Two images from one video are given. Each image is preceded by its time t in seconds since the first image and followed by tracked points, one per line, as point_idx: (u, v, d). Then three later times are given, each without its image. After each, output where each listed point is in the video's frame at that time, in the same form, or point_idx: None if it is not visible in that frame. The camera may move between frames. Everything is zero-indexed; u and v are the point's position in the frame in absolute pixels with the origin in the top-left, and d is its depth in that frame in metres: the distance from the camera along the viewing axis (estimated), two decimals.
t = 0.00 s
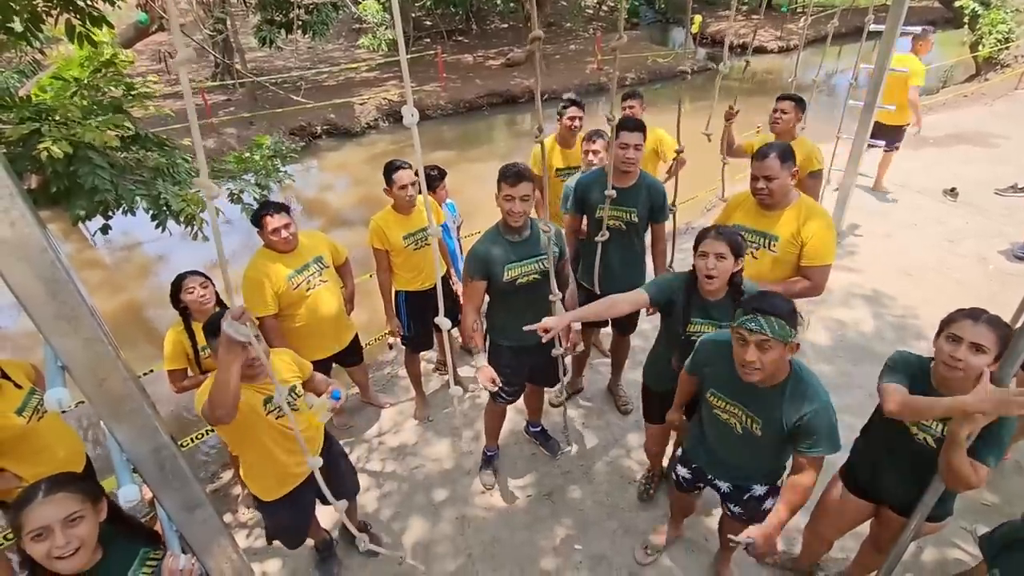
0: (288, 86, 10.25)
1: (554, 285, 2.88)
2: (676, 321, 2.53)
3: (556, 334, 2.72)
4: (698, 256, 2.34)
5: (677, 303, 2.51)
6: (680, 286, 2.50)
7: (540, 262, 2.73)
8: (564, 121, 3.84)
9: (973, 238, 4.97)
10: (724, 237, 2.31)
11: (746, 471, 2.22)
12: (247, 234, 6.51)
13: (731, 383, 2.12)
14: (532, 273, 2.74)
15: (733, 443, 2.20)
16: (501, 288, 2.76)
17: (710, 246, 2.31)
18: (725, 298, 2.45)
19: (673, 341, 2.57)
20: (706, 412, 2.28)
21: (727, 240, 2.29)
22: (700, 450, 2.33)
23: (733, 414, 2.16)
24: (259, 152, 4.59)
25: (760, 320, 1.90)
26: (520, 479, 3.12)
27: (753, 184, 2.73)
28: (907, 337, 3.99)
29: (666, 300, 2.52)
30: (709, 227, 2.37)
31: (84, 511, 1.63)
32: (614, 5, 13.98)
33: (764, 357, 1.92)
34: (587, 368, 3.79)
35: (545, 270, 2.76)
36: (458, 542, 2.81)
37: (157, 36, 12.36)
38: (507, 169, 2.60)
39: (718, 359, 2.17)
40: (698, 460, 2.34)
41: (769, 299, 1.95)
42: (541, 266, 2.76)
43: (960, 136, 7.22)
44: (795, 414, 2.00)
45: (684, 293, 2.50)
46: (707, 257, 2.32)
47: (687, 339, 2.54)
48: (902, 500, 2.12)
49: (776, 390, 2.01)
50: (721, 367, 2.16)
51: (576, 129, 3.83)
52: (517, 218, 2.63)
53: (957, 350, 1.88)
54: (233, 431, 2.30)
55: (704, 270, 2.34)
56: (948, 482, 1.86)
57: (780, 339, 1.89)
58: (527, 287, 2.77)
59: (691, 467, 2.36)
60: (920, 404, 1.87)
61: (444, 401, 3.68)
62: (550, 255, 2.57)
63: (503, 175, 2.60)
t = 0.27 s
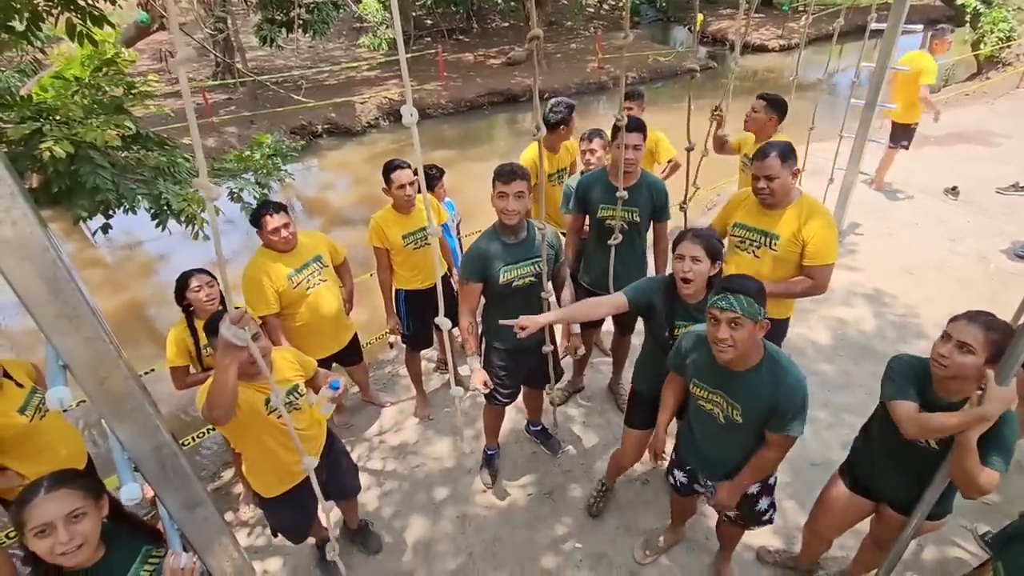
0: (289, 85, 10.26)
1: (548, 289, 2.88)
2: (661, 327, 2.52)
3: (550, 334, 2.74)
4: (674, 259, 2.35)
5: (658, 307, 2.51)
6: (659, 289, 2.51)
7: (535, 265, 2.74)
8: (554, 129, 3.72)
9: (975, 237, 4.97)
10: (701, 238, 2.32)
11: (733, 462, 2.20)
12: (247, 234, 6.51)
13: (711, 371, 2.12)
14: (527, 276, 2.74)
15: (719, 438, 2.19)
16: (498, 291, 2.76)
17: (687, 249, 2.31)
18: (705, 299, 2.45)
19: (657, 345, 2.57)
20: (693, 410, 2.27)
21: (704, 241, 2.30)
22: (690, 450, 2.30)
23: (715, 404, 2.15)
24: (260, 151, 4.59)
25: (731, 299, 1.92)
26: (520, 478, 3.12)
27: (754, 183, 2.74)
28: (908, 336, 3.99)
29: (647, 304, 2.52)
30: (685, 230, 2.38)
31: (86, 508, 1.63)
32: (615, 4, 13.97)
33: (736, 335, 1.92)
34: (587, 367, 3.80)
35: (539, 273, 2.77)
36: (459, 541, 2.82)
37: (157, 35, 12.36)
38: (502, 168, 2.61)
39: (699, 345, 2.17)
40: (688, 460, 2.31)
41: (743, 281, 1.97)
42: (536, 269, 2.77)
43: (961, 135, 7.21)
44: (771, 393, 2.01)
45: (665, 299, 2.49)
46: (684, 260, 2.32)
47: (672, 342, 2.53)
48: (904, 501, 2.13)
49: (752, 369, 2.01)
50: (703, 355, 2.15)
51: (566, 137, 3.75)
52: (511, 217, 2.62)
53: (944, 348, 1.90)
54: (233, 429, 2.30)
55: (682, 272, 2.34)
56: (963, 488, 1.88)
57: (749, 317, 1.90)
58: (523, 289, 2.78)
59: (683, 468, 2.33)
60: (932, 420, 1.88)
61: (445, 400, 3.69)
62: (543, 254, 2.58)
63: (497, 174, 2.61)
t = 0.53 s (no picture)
0: (290, 84, 10.26)
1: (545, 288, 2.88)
2: (626, 327, 2.45)
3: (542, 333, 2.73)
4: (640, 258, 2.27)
5: (621, 307, 2.43)
6: (624, 288, 2.42)
7: (532, 266, 2.74)
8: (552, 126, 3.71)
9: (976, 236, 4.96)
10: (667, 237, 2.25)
11: (735, 465, 2.18)
12: (248, 233, 6.51)
13: (712, 371, 2.10)
14: (525, 277, 2.75)
15: (720, 439, 2.16)
16: (496, 293, 2.76)
17: (653, 246, 2.24)
18: (671, 300, 2.40)
19: (622, 346, 2.51)
20: (690, 412, 2.24)
21: (669, 240, 2.23)
22: (688, 453, 2.28)
23: (715, 404, 2.13)
24: (261, 150, 4.59)
25: (738, 304, 1.90)
26: (520, 477, 3.13)
27: (753, 181, 2.73)
28: (908, 336, 3.99)
29: (611, 306, 2.44)
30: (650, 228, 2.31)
31: (84, 505, 1.64)
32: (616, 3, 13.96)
33: (744, 337, 1.93)
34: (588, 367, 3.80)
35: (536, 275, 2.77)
36: (459, 540, 2.82)
37: (158, 35, 12.36)
38: (500, 168, 2.61)
39: (699, 345, 2.15)
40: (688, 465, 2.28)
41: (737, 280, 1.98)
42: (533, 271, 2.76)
43: (962, 134, 7.20)
44: (776, 390, 2.01)
45: (630, 299, 2.40)
46: (650, 258, 2.24)
47: (638, 344, 2.47)
48: (903, 498, 2.13)
49: (753, 366, 2.02)
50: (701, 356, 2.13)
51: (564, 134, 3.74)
52: (508, 216, 2.62)
53: (924, 342, 1.93)
54: (237, 427, 2.30)
55: (648, 271, 2.25)
56: (963, 482, 1.88)
57: (756, 317, 1.92)
58: (521, 291, 2.78)
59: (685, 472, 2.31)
60: (929, 415, 1.89)
61: (445, 399, 3.69)
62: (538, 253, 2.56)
63: (493, 174, 2.61)
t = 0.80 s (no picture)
0: (290, 83, 10.26)
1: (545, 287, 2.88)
2: (599, 330, 2.42)
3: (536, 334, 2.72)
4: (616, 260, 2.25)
5: (594, 310, 2.40)
6: (598, 291, 2.39)
7: (531, 265, 2.74)
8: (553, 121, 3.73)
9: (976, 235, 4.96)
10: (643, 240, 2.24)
11: (760, 487, 2.12)
12: (249, 232, 6.51)
13: (742, 391, 2.05)
14: (524, 277, 2.75)
15: (743, 461, 2.12)
16: (496, 294, 2.76)
17: (629, 250, 2.22)
18: (647, 303, 2.37)
19: (595, 350, 2.49)
20: (710, 433, 2.20)
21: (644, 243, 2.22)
22: (707, 472, 2.23)
23: (741, 423, 2.08)
24: (261, 149, 4.59)
25: (796, 330, 1.86)
26: (520, 476, 3.13)
27: (753, 179, 2.73)
28: (909, 335, 3.99)
29: (585, 309, 2.40)
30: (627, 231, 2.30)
31: (84, 503, 1.64)
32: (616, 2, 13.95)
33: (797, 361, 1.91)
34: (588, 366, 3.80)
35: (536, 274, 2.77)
36: (459, 539, 2.82)
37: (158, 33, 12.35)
38: (496, 168, 2.61)
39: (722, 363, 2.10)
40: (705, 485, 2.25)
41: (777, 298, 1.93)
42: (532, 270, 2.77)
43: (963, 133, 7.20)
44: (810, 416, 1.98)
45: (605, 303, 2.37)
46: (627, 261, 2.22)
47: (608, 348, 2.44)
48: (899, 495, 2.13)
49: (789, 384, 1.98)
50: (726, 372, 2.09)
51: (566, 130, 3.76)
52: (505, 221, 2.63)
53: (917, 340, 1.95)
54: (243, 417, 2.32)
55: (623, 274, 2.24)
56: (966, 478, 1.89)
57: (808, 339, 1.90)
58: (519, 290, 2.78)
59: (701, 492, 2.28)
60: (928, 409, 1.89)
61: (445, 398, 3.69)
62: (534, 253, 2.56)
63: (488, 176, 2.61)
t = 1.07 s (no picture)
0: (291, 82, 10.26)
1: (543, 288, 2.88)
2: (598, 331, 2.41)
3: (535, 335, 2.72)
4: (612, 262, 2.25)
5: (591, 312, 2.40)
6: (596, 292, 2.39)
7: (530, 265, 2.74)
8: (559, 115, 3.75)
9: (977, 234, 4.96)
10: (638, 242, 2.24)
11: (782, 506, 2.06)
12: (250, 231, 6.51)
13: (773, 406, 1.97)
14: (523, 276, 2.75)
15: (767, 478, 2.04)
16: (495, 294, 2.77)
17: (624, 254, 2.22)
18: (644, 304, 2.37)
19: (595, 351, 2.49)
20: (735, 448, 2.12)
21: (639, 245, 2.22)
22: (726, 485, 2.16)
23: (771, 440, 1.99)
24: (262, 149, 4.59)
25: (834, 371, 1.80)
26: (521, 475, 3.13)
27: (755, 176, 2.74)
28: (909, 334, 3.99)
29: (582, 311, 2.40)
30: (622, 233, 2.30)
31: (86, 496, 1.65)
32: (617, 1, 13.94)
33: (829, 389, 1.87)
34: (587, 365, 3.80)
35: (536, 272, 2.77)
36: (459, 538, 2.82)
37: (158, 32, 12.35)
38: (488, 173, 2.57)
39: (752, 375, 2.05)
40: (722, 498, 2.19)
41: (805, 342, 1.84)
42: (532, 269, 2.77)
43: (964, 132, 7.19)
44: (847, 438, 1.91)
45: (602, 304, 2.37)
46: (622, 266, 2.23)
47: (607, 349, 2.43)
48: (896, 494, 2.14)
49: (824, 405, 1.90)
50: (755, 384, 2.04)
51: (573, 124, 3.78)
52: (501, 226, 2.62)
53: (912, 338, 1.96)
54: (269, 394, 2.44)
55: (618, 278, 2.24)
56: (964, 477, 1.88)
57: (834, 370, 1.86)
58: (518, 289, 2.78)
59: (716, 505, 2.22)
60: (926, 403, 1.90)
61: (445, 397, 3.69)
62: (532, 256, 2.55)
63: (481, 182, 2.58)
